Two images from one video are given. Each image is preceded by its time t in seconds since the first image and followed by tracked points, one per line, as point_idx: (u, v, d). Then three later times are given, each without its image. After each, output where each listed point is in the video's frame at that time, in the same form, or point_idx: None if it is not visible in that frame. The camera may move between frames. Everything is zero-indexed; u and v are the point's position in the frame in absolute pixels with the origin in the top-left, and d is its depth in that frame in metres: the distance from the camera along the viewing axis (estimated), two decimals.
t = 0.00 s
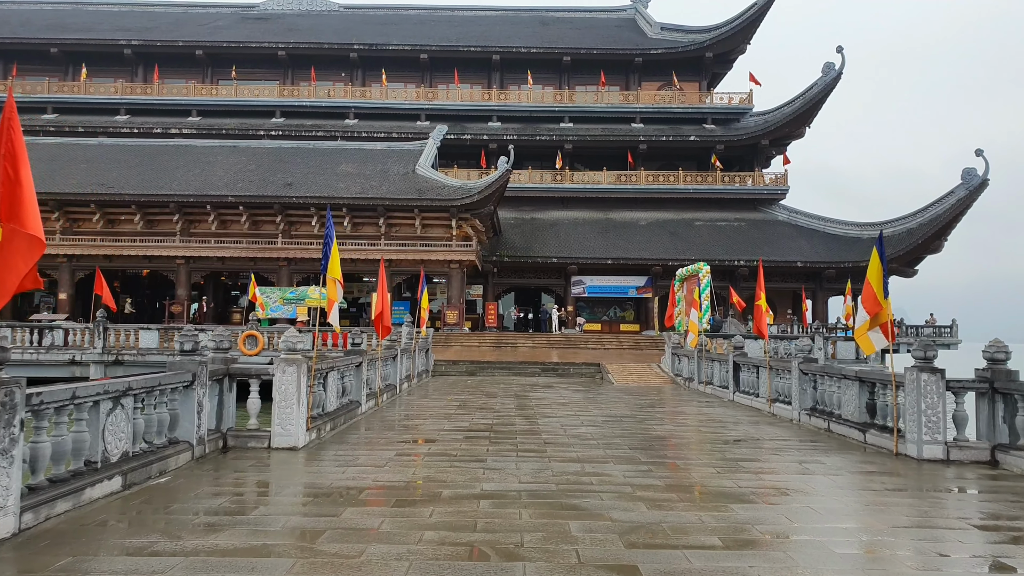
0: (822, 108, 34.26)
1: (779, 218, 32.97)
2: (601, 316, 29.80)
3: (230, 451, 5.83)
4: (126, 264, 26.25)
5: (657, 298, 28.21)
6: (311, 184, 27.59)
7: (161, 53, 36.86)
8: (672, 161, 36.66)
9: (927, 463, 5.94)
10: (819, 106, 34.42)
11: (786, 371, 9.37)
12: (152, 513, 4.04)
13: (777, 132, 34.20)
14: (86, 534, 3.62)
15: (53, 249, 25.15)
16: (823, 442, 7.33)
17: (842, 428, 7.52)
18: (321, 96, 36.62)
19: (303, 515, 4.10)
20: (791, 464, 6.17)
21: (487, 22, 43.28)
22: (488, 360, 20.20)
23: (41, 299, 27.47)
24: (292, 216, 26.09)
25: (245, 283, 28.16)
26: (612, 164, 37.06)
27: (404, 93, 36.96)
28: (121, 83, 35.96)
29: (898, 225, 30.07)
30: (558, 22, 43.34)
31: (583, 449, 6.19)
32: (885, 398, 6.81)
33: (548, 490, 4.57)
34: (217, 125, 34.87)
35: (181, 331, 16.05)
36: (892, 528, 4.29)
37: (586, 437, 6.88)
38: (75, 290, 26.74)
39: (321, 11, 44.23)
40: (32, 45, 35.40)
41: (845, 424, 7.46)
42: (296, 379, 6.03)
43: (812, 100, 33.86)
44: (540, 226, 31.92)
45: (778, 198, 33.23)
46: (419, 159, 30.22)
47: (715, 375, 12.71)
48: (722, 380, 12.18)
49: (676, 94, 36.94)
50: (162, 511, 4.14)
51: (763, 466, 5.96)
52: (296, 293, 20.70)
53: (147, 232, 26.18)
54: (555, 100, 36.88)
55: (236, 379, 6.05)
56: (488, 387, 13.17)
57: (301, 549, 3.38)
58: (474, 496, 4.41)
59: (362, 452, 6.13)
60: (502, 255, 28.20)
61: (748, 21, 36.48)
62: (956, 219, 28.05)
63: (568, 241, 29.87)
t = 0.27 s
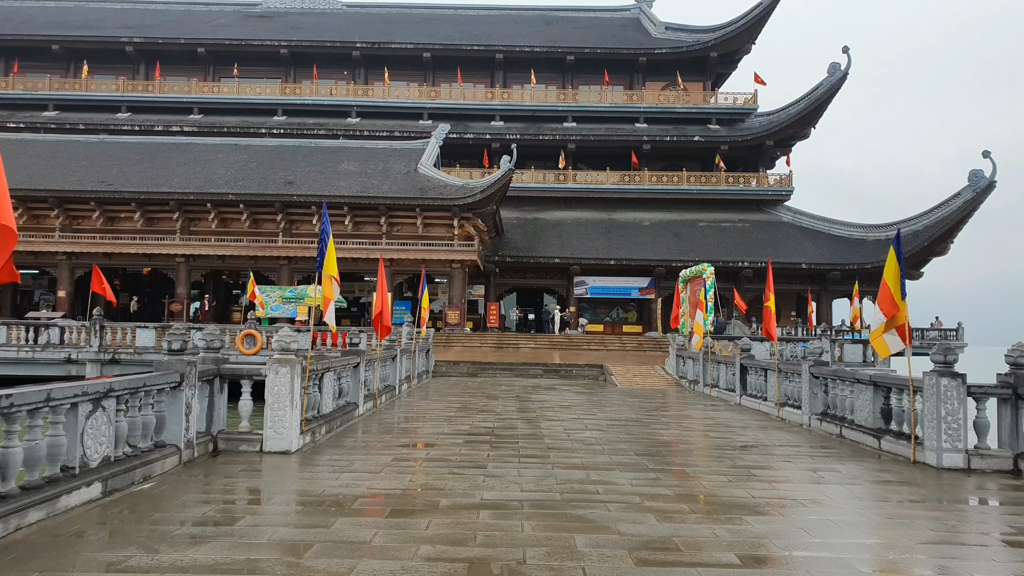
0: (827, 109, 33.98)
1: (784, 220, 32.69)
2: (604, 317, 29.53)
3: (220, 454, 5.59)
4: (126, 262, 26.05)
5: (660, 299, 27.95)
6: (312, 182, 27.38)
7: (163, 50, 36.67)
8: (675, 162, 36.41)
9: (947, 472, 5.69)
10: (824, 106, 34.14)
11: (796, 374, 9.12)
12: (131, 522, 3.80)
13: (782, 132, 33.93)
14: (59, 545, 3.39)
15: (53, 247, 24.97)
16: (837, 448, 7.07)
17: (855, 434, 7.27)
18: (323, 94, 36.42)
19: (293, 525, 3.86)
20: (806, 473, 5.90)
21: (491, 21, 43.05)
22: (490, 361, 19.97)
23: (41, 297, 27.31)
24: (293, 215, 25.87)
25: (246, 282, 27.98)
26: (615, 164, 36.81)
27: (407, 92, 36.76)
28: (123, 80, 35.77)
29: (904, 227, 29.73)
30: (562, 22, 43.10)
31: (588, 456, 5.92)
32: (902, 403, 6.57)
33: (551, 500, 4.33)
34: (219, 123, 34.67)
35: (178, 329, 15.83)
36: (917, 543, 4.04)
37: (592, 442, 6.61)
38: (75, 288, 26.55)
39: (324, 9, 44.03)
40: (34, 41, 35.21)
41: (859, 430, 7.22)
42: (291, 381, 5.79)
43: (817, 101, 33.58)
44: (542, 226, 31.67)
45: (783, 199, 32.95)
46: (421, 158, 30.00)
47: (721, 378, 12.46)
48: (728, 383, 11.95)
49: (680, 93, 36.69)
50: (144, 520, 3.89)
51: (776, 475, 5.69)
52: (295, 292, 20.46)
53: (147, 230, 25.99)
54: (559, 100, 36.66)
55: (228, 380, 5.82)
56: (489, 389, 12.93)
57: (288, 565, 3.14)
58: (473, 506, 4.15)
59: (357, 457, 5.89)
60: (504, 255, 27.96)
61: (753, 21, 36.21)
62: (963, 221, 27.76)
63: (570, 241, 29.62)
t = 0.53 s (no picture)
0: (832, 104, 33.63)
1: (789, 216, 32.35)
2: (608, 316, 29.27)
3: (214, 463, 5.37)
4: (127, 264, 25.88)
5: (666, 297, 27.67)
6: (314, 183, 27.18)
7: (164, 51, 36.50)
8: (679, 159, 36.12)
9: (974, 477, 5.44)
10: (829, 102, 33.79)
11: (809, 374, 8.88)
12: (113, 540, 3.57)
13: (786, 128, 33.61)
14: (34, 567, 3.16)
15: (54, 250, 24.81)
16: (854, 451, 6.81)
17: (873, 436, 7.02)
18: (325, 94, 36.21)
19: (286, 541, 3.64)
20: (825, 478, 5.64)
21: (492, 19, 42.78)
22: (493, 361, 19.73)
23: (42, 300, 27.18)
24: (294, 216, 25.68)
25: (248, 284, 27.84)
26: (618, 162, 36.52)
27: (408, 91, 36.55)
28: (124, 82, 35.61)
29: (910, 222, 29.38)
30: (564, 19, 42.80)
31: (596, 462, 5.68)
32: (923, 404, 6.33)
33: (558, 511, 4.10)
34: (220, 124, 34.49)
35: (178, 331, 15.67)
36: (948, 555, 3.80)
37: (599, 447, 6.36)
38: (77, 291, 26.39)
39: (324, 9, 43.83)
40: (34, 44, 35.06)
41: (877, 432, 6.98)
42: (286, 386, 5.57)
43: (822, 96, 33.23)
44: (545, 225, 31.40)
45: (788, 195, 32.62)
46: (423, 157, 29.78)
47: (730, 378, 12.20)
48: (738, 383, 11.70)
49: (683, 90, 36.38)
50: (127, 537, 3.66)
51: (794, 481, 5.43)
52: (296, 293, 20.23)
53: (148, 232, 25.83)
54: (561, 98, 36.40)
55: (221, 385, 5.60)
56: (493, 391, 12.69)
57: None
58: (475, 520, 3.91)
59: (357, 464, 5.66)
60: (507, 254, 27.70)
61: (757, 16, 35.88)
62: (971, 216, 27.41)
63: (574, 240, 29.36)
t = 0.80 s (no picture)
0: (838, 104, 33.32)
1: (794, 217, 32.05)
2: (611, 316, 29.01)
3: (200, 465, 5.14)
4: (128, 261, 25.71)
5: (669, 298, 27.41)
6: (315, 180, 26.98)
7: (167, 48, 36.37)
8: (684, 159, 35.85)
9: (995, 485, 5.19)
10: (835, 102, 33.47)
11: (818, 376, 8.61)
12: (81, 549, 3.34)
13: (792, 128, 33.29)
14: None
15: (53, 246, 24.64)
16: (868, 457, 6.54)
17: (886, 441, 6.76)
18: (328, 92, 36.04)
19: (267, 550, 3.40)
20: (838, 485, 5.38)
21: (496, 17, 42.55)
22: (495, 361, 19.52)
23: (42, 296, 27.05)
24: (295, 213, 25.45)
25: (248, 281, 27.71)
26: (622, 162, 36.27)
27: (411, 89, 36.36)
28: (126, 79, 35.48)
29: (916, 224, 29.04)
30: (568, 18, 42.55)
31: (599, 467, 5.43)
32: (941, 408, 6.08)
33: (557, 520, 3.86)
34: (222, 121, 34.34)
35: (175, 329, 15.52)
36: (975, 567, 3.55)
37: (603, 451, 6.12)
38: (76, 287, 26.23)
39: (328, 7, 43.65)
40: (37, 40, 34.94)
41: (890, 436, 6.73)
42: (275, 385, 5.34)
43: (828, 96, 32.92)
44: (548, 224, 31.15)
45: (793, 196, 32.32)
46: (425, 155, 29.56)
47: (736, 380, 11.93)
48: (744, 384, 11.45)
49: (688, 89, 36.11)
50: (97, 546, 3.42)
51: (807, 488, 5.17)
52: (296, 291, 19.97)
53: (148, 228, 25.66)
54: (565, 96, 36.16)
55: (207, 383, 5.36)
56: (494, 391, 12.45)
57: None
58: (470, 529, 3.67)
59: (349, 467, 5.43)
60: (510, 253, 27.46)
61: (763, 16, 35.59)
62: (978, 218, 27.07)
63: (577, 239, 29.11)
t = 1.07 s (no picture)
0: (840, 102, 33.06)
1: (795, 215, 31.79)
2: (612, 315, 28.78)
3: (183, 472, 4.90)
4: (124, 260, 25.46)
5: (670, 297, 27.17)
6: (313, 179, 26.74)
7: (164, 46, 36.10)
8: (684, 157, 35.60)
9: (1016, 492, 4.94)
10: (837, 99, 33.22)
11: (825, 376, 8.37)
12: (43, 568, 3.09)
13: (794, 126, 33.04)
14: None
15: (48, 246, 24.38)
16: (880, 461, 6.29)
17: (898, 444, 6.52)
18: (326, 90, 35.79)
19: (245, 568, 3.16)
20: (852, 491, 5.13)
21: (495, 15, 42.30)
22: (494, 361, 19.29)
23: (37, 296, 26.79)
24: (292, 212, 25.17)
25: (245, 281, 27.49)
26: (622, 160, 36.02)
27: (410, 87, 36.11)
28: (122, 77, 35.22)
29: (918, 222, 28.79)
30: (567, 16, 42.30)
31: (601, 473, 5.18)
32: (956, 410, 5.83)
33: (555, 533, 3.62)
34: (219, 119, 34.09)
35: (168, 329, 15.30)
36: None
37: (605, 455, 5.87)
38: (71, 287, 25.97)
39: (326, 5, 43.39)
40: (33, 38, 34.66)
41: (903, 439, 6.48)
42: (261, 388, 5.08)
43: (829, 94, 32.69)
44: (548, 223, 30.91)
45: (795, 194, 32.08)
46: (424, 153, 29.32)
47: (739, 380, 11.70)
48: (748, 385, 11.22)
49: (688, 87, 35.86)
50: (61, 564, 3.17)
51: (820, 495, 4.92)
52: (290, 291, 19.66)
53: (144, 228, 25.41)
54: (565, 94, 35.92)
55: (191, 387, 5.11)
56: (492, 392, 12.21)
57: None
58: (464, 543, 3.43)
59: (339, 473, 5.19)
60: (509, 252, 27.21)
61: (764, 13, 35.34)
62: (981, 216, 26.81)
63: (577, 238, 28.87)
